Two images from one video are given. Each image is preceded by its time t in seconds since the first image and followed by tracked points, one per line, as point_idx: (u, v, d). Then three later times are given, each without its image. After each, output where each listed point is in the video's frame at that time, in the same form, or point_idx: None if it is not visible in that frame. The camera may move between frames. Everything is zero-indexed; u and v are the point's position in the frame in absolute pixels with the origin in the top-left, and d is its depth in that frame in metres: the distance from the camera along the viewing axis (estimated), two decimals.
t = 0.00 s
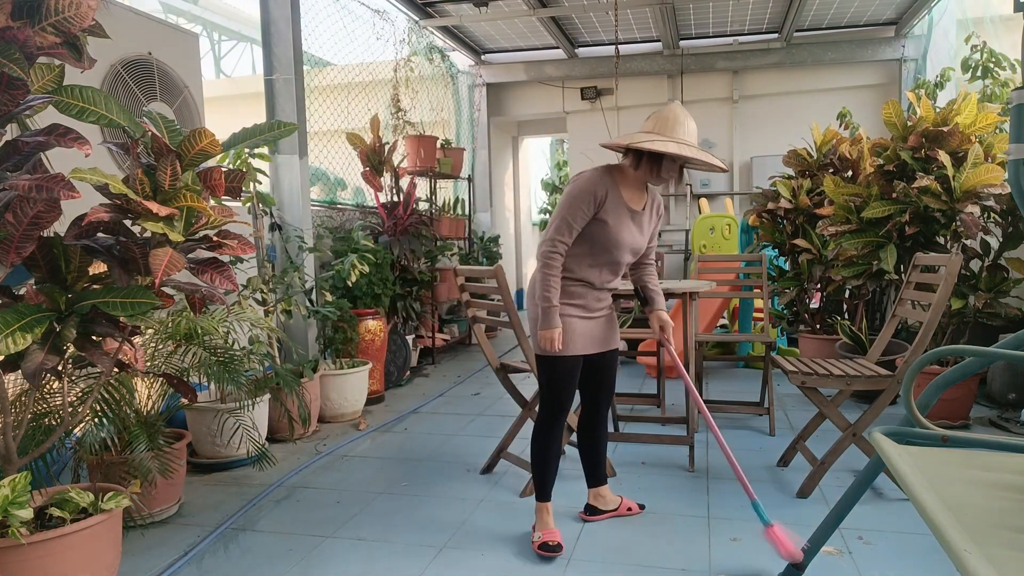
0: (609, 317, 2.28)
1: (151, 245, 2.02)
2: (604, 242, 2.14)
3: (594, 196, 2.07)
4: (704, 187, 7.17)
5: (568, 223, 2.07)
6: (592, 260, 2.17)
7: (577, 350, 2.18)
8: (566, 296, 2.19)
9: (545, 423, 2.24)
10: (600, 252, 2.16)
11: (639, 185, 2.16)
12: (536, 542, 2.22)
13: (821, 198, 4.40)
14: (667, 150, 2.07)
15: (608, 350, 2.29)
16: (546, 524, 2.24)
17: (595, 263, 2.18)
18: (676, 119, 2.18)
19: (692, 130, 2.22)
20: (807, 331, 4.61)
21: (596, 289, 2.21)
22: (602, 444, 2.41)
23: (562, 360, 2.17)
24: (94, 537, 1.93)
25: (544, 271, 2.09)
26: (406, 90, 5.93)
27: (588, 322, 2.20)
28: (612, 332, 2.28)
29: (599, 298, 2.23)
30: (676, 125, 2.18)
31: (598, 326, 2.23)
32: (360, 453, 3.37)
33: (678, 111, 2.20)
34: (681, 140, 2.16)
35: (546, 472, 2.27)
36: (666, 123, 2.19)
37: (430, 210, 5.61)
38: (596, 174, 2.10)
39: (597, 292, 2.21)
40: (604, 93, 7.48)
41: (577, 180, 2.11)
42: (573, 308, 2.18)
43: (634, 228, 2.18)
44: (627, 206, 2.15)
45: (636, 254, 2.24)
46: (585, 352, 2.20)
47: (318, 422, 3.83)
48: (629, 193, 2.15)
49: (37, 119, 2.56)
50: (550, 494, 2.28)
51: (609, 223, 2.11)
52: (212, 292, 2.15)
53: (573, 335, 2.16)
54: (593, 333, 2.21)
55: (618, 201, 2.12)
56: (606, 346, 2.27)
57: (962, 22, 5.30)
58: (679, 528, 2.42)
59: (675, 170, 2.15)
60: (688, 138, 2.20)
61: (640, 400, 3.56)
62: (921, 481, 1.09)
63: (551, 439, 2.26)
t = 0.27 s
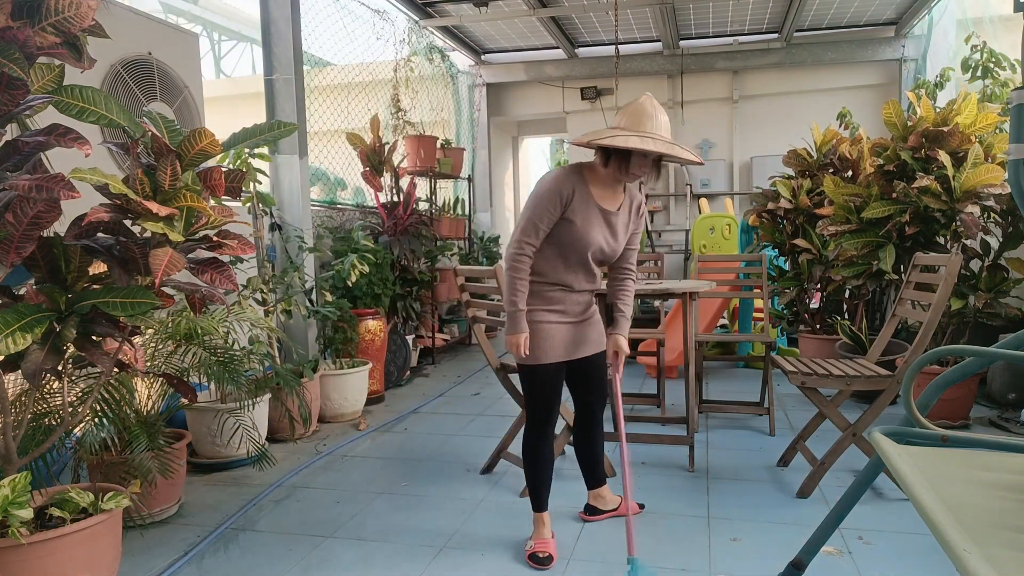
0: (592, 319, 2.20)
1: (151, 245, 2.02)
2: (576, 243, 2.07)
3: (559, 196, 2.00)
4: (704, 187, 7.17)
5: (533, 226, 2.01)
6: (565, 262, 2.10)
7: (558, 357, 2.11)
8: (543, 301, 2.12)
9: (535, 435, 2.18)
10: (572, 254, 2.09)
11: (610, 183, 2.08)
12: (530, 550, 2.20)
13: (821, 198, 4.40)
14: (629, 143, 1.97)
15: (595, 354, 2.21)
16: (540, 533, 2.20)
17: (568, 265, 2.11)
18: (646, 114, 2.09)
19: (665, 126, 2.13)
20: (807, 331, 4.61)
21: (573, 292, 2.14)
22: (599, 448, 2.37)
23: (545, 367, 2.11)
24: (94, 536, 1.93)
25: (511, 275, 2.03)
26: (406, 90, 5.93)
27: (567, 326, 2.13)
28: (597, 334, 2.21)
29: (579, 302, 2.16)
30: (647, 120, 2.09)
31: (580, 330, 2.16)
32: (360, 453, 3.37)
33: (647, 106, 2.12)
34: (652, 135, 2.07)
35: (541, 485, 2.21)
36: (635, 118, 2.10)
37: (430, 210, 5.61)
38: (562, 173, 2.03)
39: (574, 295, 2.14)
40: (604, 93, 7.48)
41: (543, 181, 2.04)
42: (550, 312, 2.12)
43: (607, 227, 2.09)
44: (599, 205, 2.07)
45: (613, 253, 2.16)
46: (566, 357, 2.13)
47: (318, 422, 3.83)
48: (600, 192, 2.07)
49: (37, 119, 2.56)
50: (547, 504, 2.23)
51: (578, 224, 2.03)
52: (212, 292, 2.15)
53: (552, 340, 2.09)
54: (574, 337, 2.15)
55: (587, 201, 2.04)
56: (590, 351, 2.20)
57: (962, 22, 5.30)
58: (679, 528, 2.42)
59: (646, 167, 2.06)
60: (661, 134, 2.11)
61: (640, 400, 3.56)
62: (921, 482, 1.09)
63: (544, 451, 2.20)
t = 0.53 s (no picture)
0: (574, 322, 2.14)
1: (151, 245, 2.02)
2: (544, 246, 2.01)
3: (519, 199, 1.96)
4: (704, 187, 7.17)
5: (494, 231, 1.98)
6: (536, 266, 2.05)
7: (539, 363, 2.06)
8: (519, 306, 2.07)
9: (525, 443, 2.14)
10: (542, 258, 2.03)
11: (577, 182, 2.02)
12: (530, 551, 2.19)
13: (821, 198, 4.40)
14: (585, 141, 1.92)
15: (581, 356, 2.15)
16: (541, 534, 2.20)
17: (538, 268, 2.06)
18: (611, 107, 2.04)
19: (631, 118, 2.06)
20: (807, 331, 4.61)
21: (549, 295, 2.08)
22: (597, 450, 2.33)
23: (526, 373, 2.07)
24: (94, 536, 1.93)
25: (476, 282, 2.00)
26: (406, 90, 5.93)
27: (546, 330, 2.08)
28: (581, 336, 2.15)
29: (558, 304, 2.10)
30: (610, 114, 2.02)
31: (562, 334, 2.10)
32: (360, 453, 3.37)
33: (611, 99, 2.05)
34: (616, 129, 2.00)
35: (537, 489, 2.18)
36: (597, 111, 2.04)
37: (430, 210, 5.61)
38: (524, 175, 1.99)
39: (551, 298, 2.08)
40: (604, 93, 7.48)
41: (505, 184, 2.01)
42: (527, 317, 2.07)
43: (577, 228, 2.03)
44: (565, 206, 2.01)
45: (589, 253, 2.09)
46: (547, 362, 2.08)
47: (318, 422, 3.83)
48: (566, 192, 2.02)
49: (37, 119, 2.56)
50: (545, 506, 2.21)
51: (543, 226, 1.98)
52: (212, 292, 2.15)
53: (530, 346, 2.04)
54: (554, 342, 2.09)
55: (551, 202, 1.99)
56: (575, 355, 2.14)
57: (962, 22, 5.30)
58: (679, 527, 2.42)
59: (613, 163, 1.98)
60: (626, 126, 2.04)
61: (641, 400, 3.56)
62: (922, 482, 1.09)
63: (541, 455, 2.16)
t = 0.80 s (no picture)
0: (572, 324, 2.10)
1: (151, 245, 2.02)
2: (531, 248, 1.99)
3: (501, 202, 1.96)
4: (704, 187, 7.16)
5: (480, 234, 1.99)
6: (526, 267, 2.03)
7: (534, 366, 2.05)
8: (512, 309, 2.06)
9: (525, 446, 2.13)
10: (530, 260, 2.01)
11: (564, 180, 1.99)
12: (530, 552, 2.19)
13: (821, 198, 4.40)
14: (562, 135, 1.88)
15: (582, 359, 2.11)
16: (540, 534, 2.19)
17: (529, 270, 2.04)
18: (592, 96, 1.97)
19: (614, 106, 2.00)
20: (807, 331, 4.61)
21: (542, 297, 2.06)
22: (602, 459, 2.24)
23: (522, 376, 2.06)
24: (94, 537, 1.93)
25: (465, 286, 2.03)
26: (406, 90, 5.93)
27: (540, 332, 2.05)
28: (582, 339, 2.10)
29: (552, 305, 2.06)
30: (590, 104, 1.97)
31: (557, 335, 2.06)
32: (360, 453, 3.37)
33: (590, 90, 1.99)
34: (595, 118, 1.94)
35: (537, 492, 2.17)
36: (578, 101, 1.98)
37: (430, 210, 5.61)
38: (508, 176, 1.97)
39: (544, 301, 2.06)
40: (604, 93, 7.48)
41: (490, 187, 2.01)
42: (521, 320, 2.06)
43: (565, 228, 1.99)
44: (552, 206, 1.98)
45: (582, 254, 2.04)
46: (542, 366, 2.05)
47: (318, 422, 3.83)
48: (553, 192, 1.99)
49: (37, 119, 2.56)
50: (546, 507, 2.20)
51: (528, 227, 1.97)
52: (212, 292, 2.15)
53: (523, 349, 2.03)
54: (550, 344, 2.06)
55: (536, 202, 1.97)
56: (573, 356, 2.10)
57: (961, 22, 5.30)
58: (679, 527, 2.42)
59: (598, 155, 1.92)
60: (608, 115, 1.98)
61: (640, 400, 3.56)
62: (921, 481, 1.09)
63: (536, 466, 2.14)
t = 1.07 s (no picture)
0: (590, 333, 1.95)
1: (151, 245, 2.02)
2: (543, 249, 1.89)
3: (512, 201, 1.89)
4: (704, 187, 7.16)
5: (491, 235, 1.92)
6: (539, 271, 1.92)
7: (545, 374, 1.93)
8: (524, 315, 1.95)
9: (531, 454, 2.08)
10: (543, 262, 1.91)
11: (580, 180, 1.91)
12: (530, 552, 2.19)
13: (821, 198, 4.40)
14: (576, 128, 1.83)
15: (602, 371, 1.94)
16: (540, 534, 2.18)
17: (542, 273, 1.93)
18: (607, 90, 1.91)
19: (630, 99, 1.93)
20: (807, 331, 4.61)
21: (555, 302, 1.93)
22: (637, 487, 1.90)
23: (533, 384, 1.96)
24: (94, 537, 1.93)
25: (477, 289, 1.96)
26: (406, 90, 5.93)
27: (552, 338, 1.93)
28: (600, 349, 1.94)
29: (567, 311, 1.94)
30: (604, 97, 1.91)
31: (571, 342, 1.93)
32: (360, 453, 3.37)
33: (604, 84, 1.92)
34: (609, 112, 1.88)
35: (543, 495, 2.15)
36: (591, 96, 1.92)
37: (430, 210, 5.61)
38: (521, 175, 1.90)
39: (558, 307, 1.94)
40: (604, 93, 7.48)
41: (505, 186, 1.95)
42: (533, 326, 1.94)
43: (581, 229, 1.88)
44: (567, 206, 1.89)
45: (600, 257, 1.92)
46: (554, 374, 1.93)
47: (318, 422, 3.83)
48: (569, 191, 1.90)
49: (37, 119, 2.56)
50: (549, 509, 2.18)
51: (541, 227, 1.88)
52: (212, 292, 2.15)
53: (534, 355, 1.93)
54: (564, 353, 1.93)
55: (548, 202, 1.88)
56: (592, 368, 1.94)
57: (961, 22, 5.30)
58: (679, 527, 2.42)
59: (615, 151, 1.86)
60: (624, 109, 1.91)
61: (640, 400, 3.56)
62: (922, 481, 1.09)
63: (542, 473, 2.10)
